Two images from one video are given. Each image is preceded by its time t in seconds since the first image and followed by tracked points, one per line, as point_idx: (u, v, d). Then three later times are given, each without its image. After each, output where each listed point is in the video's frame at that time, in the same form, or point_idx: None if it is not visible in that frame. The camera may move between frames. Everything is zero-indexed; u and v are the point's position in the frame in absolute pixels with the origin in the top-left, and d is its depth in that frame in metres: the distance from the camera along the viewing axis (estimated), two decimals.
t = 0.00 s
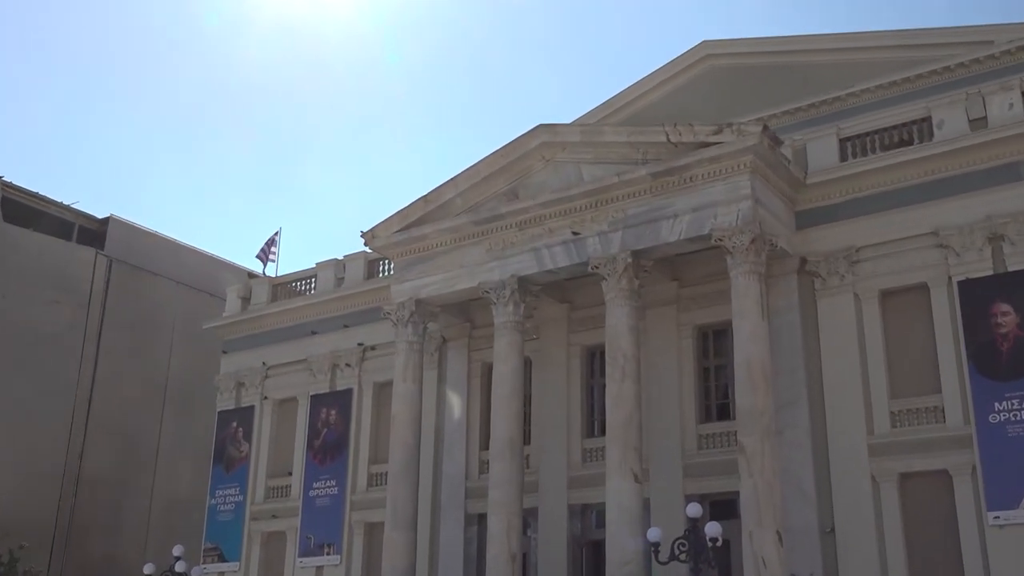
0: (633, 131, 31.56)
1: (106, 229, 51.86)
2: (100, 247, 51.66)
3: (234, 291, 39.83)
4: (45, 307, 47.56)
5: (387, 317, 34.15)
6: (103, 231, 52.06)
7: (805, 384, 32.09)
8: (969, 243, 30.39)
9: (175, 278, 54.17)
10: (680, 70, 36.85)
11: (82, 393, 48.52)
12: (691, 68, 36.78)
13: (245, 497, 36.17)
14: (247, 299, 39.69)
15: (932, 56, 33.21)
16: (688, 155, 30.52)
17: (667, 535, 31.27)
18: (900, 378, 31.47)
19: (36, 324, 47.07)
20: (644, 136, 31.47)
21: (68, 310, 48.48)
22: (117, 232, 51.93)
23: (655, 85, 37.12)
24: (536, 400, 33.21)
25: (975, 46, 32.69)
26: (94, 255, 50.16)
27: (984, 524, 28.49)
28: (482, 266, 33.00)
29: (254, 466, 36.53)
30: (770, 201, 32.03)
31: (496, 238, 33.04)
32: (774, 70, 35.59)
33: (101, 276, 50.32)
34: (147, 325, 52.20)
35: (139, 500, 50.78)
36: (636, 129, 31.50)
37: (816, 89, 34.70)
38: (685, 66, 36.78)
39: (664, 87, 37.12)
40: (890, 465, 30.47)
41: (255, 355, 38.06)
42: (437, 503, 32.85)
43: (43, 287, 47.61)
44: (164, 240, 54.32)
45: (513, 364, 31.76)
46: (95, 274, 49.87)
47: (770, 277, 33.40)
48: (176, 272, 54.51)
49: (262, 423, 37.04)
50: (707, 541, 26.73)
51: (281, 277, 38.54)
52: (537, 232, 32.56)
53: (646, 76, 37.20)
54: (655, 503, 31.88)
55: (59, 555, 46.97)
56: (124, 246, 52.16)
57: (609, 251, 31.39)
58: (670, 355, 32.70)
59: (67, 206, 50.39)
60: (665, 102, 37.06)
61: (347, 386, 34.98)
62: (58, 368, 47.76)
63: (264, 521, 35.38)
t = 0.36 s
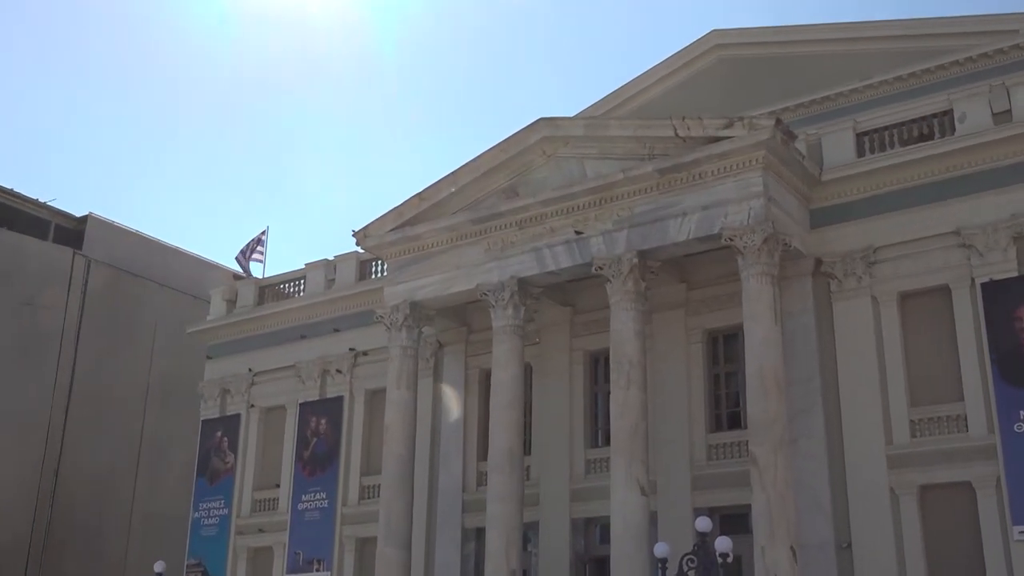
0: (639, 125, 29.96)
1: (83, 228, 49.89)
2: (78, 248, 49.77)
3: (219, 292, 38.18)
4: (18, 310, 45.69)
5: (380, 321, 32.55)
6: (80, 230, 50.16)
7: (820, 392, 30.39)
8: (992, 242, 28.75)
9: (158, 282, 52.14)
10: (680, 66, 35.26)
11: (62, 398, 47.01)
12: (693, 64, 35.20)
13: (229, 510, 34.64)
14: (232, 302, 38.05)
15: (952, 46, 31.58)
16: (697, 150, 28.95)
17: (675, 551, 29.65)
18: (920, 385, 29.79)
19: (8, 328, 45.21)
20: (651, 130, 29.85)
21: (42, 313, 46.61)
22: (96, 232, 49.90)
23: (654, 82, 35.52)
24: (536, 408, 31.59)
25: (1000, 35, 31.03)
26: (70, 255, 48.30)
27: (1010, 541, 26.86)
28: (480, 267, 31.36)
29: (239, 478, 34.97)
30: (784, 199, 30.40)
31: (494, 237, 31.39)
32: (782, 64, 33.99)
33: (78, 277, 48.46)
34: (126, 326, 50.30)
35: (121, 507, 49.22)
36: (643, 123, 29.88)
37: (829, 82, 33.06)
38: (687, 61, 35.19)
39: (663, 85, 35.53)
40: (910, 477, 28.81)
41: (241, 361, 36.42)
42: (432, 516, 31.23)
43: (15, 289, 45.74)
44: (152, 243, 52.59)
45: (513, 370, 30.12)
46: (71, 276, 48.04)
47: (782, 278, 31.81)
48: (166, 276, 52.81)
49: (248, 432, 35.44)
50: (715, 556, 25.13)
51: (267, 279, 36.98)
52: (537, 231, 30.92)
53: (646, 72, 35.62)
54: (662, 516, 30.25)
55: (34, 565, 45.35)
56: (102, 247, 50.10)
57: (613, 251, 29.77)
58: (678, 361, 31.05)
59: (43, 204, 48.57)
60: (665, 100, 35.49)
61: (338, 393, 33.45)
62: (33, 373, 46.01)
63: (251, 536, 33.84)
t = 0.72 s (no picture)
0: (642, 123, 28.46)
1: (56, 228, 48.06)
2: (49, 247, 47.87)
3: (200, 297, 36.62)
4: None
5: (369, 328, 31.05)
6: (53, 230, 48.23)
7: (832, 402, 28.78)
8: (1014, 246, 27.28)
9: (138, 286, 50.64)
10: (676, 65, 33.86)
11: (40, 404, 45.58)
12: (691, 62, 33.84)
13: (209, 527, 33.24)
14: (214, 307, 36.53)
15: (971, 40, 30.06)
16: (703, 148, 27.53)
17: (679, 570, 28.15)
18: (937, 396, 28.27)
19: None
20: (655, 128, 28.36)
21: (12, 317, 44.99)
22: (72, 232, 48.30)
23: (651, 82, 34.15)
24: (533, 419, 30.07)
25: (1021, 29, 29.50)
26: (42, 255, 46.69)
27: None
28: (474, 270, 29.86)
29: (220, 492, 33.56)
30: (793, 200, 28.89)
31: (490, 239, 29.87)
32: (784, 61, 32.60)
33: (50, 279, 46.86)
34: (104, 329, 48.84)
35: (103, 515, 47.72)
36: (646, 120, 28.40)
37: (834, 79, 31.62)
38: (684, 59, 33.81)
39: (665, 83, 34.04)
40: (926, 492, 27.28)
41: (223, 369, 34.91)
42: (424, 532, 29.73)
43: None
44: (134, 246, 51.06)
45: (508, 379, 28.58)
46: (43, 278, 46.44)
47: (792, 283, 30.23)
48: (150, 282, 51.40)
49: (230, 444, 33.92)
50: None
51: (251, 283, 35.49)
52: (535, 233, 29.41)
53: (643, 71, 34.26)
54: (665, 533, 28.74)
55: None
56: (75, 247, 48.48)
57: (615, 255, 28.30)
58: (682, 370, 29.53)
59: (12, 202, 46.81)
60: (661, 100, 34.11)
61: (325, 404, 32.01)
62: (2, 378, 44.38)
63: (232, 554, 32.41)
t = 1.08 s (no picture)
0: (644, 119, 26.97)
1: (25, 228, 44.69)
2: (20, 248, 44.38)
3: (178, 301, 35.08)
4: None
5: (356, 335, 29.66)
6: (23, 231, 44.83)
7: (844, 414, 27.21)
8: None
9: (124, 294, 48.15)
10: (671, 65, 32.41)
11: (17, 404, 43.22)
12: (687, 61, 32.39)
13: (187, 544, 31.83)
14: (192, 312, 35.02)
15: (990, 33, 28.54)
16: (708, 146, 26.13)
17: None
18: (956, 407, 26.73)
19: None
20: (658, 124, 26.87)
21: None
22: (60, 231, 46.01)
23: (646, 80, 32.80)
24: (529, 430, 28.60)
25: None
26: (14, 257, 43.61)
27: None
28: (467, 274, 28.33)
29: (199, 508, 32.11)
30: (803, 200, 27.41)
31: (484, 241, 28.39)
32: (784, 60, 31.15)
33: (23, 281, 43.89)
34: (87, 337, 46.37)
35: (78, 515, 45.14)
36: (649, 117, 26.91)
37: (836, 77, 30.14)
38: (679, 58, 32.36)
39: (668, 78, 32.54)
40: (943, 509, 25.82)
41: (203, 378, 33.44)
42: (415, 550, 28.29)
43: None
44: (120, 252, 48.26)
45: (503, 389, 27.14)
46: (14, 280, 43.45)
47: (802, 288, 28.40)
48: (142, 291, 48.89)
49: (209, 457, 32.45)
50: None
51: (232, 287, 34.00)
52: (532, 235, 27.93)
53: (637, 69, 32.86)
54: (668, 551, 27.28)
55: None
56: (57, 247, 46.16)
57: (616, 259, 26.87)
58: (686, 380, 28.01)
59: None
60: (656, 100, 32.80)
61: (309, 414, 30.69)
62: None
63: (211, 572, 31.06)
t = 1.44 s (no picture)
0: (646, 115, 25.73)
1: None
2: None
3: (155, 306, 33.66)
4: None
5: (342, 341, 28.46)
6: None
7: (855, 425, 25.90)
8: None
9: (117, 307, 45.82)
10: (668, 61, 31.09)
11: None
12: (685, 58, 31.05)
13: (164, 561, 30.59)
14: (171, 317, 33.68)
15: (1008, 26, 27.27)
16: (713, 143, 24.91)
17: None
18: (973, 417, 25.38)
19: None
20: (661, 121, 25.61)
21: None
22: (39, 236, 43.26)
23: (643, 76, 31.35)
24: (525, 442, 27.26)
25: None
26: None
27: None
28: (458, 278, 26.95)
29: (176, 523, 30.85)
30: (812, 200, 26.07)
31: (477, 244, 26.98)
32: (790, 56, 29.93)
33: None
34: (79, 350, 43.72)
35: (50, 517, 42.56)
36: (651, 112, 25.67)
37: (850, 70, 28.98)
38: (676, 54, 31.03)
39: (668, 73, 31.22)
40: (959, 525, 24.49)
41: (181, 386, 32.09)
42: (403, 567, 26.96)
43: None
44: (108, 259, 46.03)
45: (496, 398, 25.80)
46: None
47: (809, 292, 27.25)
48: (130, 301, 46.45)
49: (188, 468, 31.22)
50: None
51: (212, 291, 32.66)
52: (528, 237, 26.58)
53: (631, 67, 31.48)
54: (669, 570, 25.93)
55: None
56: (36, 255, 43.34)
57: (616, 262, 25.60)
58: (689, 389, 26.63)
59: None
60: (654, 98, 31.31)
61: (293, 425, 29.46)
62: None
63: None
